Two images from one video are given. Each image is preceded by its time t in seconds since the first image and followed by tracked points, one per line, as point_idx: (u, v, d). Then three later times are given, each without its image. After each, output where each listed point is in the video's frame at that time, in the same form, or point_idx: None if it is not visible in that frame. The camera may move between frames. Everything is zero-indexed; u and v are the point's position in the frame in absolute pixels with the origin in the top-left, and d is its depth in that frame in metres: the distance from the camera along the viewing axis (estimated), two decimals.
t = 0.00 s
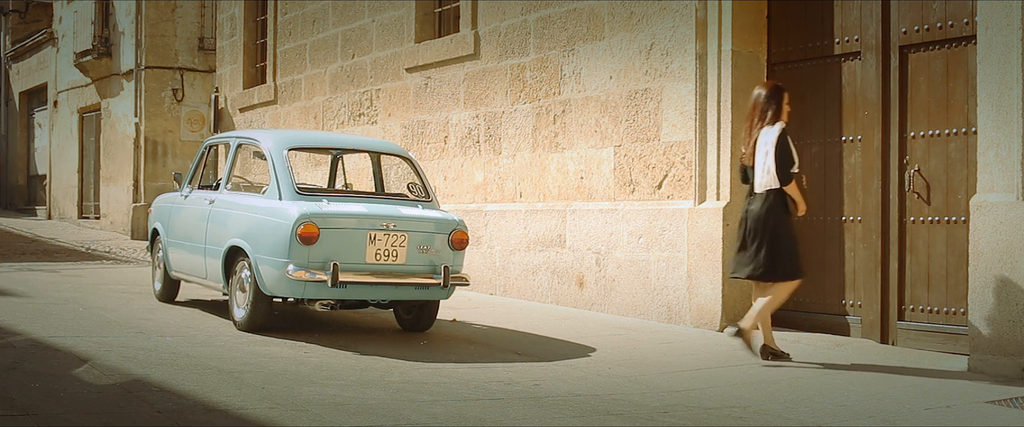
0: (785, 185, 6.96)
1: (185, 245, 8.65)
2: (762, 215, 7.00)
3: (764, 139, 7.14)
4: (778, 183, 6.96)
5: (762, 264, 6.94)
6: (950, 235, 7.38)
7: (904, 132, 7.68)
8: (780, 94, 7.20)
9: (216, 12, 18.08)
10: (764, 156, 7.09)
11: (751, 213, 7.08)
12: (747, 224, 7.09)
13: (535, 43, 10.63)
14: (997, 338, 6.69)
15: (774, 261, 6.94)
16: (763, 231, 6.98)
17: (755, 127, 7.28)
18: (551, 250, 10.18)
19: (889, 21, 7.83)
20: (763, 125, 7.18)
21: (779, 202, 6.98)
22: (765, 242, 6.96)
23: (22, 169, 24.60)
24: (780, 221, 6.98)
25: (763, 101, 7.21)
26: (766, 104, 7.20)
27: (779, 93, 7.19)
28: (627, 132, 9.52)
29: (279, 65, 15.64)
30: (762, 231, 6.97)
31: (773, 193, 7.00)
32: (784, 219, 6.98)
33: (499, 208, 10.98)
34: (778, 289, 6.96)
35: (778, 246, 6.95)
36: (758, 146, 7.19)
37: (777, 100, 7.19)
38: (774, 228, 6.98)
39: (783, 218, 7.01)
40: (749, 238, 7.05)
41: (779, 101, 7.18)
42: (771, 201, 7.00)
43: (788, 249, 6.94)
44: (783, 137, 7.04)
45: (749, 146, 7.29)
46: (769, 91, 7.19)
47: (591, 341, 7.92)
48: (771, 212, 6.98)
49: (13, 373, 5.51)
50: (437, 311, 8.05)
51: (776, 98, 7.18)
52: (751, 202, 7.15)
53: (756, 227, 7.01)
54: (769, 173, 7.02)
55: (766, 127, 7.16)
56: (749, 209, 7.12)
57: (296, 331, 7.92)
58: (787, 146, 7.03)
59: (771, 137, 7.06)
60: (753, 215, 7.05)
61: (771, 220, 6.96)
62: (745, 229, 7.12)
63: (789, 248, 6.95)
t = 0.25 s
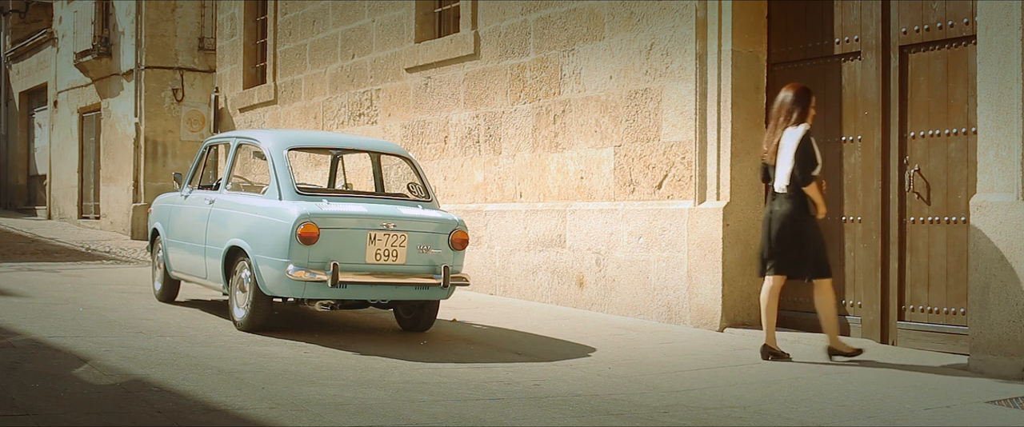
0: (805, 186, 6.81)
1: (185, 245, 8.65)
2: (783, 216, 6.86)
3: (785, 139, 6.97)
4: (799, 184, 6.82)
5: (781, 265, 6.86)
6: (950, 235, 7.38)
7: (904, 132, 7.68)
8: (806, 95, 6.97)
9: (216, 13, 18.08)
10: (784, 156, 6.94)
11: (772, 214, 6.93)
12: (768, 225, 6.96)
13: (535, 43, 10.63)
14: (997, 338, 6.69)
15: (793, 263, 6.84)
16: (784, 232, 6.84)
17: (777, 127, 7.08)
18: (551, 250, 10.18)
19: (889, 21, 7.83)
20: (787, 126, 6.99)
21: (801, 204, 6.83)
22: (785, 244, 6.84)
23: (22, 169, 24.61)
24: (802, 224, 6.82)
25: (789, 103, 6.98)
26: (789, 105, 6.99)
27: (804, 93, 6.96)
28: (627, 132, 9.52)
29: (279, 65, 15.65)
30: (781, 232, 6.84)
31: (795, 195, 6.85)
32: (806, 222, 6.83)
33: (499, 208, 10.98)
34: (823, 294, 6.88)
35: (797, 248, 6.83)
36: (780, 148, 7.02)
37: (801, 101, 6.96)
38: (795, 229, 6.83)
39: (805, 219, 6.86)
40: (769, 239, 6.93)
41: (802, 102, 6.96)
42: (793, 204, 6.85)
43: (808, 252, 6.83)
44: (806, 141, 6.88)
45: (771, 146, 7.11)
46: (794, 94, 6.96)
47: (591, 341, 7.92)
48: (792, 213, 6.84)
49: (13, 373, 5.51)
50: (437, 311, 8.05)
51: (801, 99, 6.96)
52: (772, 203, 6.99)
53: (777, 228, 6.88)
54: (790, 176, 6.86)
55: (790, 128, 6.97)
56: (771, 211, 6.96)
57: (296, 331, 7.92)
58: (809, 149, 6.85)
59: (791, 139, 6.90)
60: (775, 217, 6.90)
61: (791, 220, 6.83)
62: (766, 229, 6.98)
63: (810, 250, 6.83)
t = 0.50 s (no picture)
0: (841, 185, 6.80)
1: (185, 245, 8.65)
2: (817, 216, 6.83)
3: (819, 139, 6.96)
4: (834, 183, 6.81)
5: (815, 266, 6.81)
6: (950, 235, 7.38)
7: (904, 132, 7.68)
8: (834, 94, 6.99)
9: (216, 13, 18.08)
10: (818, 155, 6.92)
11: (806, 214, 6.91)
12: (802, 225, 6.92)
13: (535, 43, 10.63)
14: (997, 338, 6.69)
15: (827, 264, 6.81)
16: (817, 232, 6.82)
17: (807, 127, 7.07)
18: (551, 250, 10.18)
19: (889, 21, 7.83)
20: (818, 126, 6.98)
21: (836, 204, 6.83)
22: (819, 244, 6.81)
23: (22, 169, 24.61)
24: (836, 223, 6.82)
25: (819, 103, 6.98)
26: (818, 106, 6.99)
27: (832, 93, 6.99)
28: (627, 132, 9.52)
29: (279, 65, 15.64)
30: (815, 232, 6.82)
31: (829, 194, 6.84)
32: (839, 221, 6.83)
33: (499, 208, 10.98)
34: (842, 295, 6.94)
35: (830, 248, 6.81)
36: (813, 147, 7.01)
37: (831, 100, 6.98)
38: (829, 229, 6.82)
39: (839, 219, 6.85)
40: (803, 239, 6.90)
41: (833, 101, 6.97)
42: (827, 203, 6.83)
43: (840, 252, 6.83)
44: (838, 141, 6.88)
45: (801, 147, 7.10)
46: (825, 93, 6.98)
47: (591, 341, 7.92)
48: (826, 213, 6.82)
49: (13, 373, 5.51)
50: (438, 311, 8.05)
51: (831, 98, 6.98)
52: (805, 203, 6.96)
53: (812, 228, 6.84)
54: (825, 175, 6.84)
55: (822, 128, 6.96)
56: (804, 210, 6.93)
57: (296, 331, 7.92)
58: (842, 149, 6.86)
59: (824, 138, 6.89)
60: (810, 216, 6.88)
61: (825, 220, 6.81)
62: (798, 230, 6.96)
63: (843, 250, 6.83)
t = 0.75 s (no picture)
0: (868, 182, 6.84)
1: (185, 245, 8.65)
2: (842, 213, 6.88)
3: (845, 137, 6.96)
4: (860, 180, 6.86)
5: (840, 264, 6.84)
6: (950, 235, 7.38)
7: (904, 132, 7.68)
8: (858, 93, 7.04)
9: (216, 13, 18.08)
10: (847, 152, 6.92)
11: (829, 212, 6.97)
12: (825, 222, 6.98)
13: (535, 43, 10.63)
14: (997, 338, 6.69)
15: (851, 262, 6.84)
16: (841, 230, 6.88)
17: (832, 125, 7.10)
18: (551, 250, 10.18)
19: (889, 21, 7.83)
20: (844, 123, 7.00)
21: (859, 201, 6.87)
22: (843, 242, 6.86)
23: (22, 169, 24.61)
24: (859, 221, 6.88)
25: (844, 101, 7.03)
26: (844, 104, 7.03)
27: (856, 92, 7.04)
28: (627, 132, 9.52)
29: (279, 65, 15.64)
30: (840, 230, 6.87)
31: (855, 192, 6.88)
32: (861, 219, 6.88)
33: (499, 208, 10.98)
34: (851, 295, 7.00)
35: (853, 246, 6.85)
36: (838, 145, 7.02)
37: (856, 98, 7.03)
38: (854, 227, 6.87)
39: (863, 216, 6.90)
40: (826, 237, 6.95)
41: (857, 99, 7.02)
42: (850, 200, 6.88)
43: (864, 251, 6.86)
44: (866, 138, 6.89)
45: (825, 143, 7.10)
46: (850, 91, 7.02)
47: (591, 342, 7.92)
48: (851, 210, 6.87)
49: (13, 373, 5.51)
50: (438, 311, 8.05)
51: (855, 97, 7.02)
52: (828, 200, 7.02)
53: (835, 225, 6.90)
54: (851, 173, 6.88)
55: (848, 125, 6.98)
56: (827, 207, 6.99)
57: (296, 331, 7.92)
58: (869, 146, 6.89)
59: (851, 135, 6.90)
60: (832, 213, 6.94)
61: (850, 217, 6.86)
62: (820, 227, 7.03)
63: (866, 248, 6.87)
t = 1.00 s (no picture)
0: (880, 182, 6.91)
1: (185, 245, 8.65)
2: (851, 213, 6.99)
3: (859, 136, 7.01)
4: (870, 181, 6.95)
5: (850, 264, 6.95)
6: (950, 235, 7.38)
7: (904, 132, 7.67)
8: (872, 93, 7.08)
9: (216, 12, 18.08)
10: (862, 151, 6.97)
11: (838, 212, 7.08)
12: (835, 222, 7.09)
13: (535, 43, 10.63)
14: (997, 338, 6.69)
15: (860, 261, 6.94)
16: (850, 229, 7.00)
17: (846, 124, 7.14)
18: (551, 250, 10.18)
19: (889, 21, 7.83)
20: (859, 123, 7.03)
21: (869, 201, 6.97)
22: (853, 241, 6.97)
23: (22, 169, 24.61)
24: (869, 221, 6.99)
25: (859, 101, 7.05)
26: (859, 103, 7.06)
27: (870, 92, 7.08)
28: (627, 132, 9.52)
29: (279, 65, 15.64)
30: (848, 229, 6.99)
31: (864, 192, 6.98)
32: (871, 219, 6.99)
33: (499, 208, 10.98)
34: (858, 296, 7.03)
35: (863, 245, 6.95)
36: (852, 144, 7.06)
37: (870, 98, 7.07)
38: (863, 226, 6.98)
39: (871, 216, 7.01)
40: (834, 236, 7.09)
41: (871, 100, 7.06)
42: (859, 200, 6.99)
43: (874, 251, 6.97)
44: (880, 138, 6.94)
45: (838, 142, 7.14)
46: (865, 91, 7.05)
47: (591, 342, 7.92)
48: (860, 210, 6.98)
49: (13, 373, 5.51)
50: (438, 311, 8.05)
51: (868, 97, 7.06)
52: (837, 200, 7.14)
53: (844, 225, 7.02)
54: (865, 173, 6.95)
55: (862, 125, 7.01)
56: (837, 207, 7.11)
57: (296, 331, 7.92)
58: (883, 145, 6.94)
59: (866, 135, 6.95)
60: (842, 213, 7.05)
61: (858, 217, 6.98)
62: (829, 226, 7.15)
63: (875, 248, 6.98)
